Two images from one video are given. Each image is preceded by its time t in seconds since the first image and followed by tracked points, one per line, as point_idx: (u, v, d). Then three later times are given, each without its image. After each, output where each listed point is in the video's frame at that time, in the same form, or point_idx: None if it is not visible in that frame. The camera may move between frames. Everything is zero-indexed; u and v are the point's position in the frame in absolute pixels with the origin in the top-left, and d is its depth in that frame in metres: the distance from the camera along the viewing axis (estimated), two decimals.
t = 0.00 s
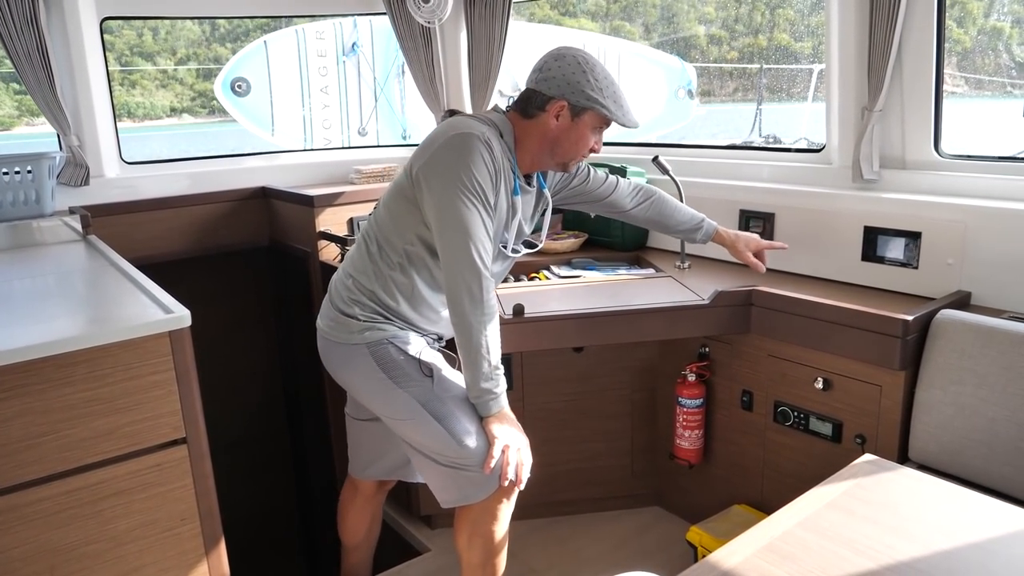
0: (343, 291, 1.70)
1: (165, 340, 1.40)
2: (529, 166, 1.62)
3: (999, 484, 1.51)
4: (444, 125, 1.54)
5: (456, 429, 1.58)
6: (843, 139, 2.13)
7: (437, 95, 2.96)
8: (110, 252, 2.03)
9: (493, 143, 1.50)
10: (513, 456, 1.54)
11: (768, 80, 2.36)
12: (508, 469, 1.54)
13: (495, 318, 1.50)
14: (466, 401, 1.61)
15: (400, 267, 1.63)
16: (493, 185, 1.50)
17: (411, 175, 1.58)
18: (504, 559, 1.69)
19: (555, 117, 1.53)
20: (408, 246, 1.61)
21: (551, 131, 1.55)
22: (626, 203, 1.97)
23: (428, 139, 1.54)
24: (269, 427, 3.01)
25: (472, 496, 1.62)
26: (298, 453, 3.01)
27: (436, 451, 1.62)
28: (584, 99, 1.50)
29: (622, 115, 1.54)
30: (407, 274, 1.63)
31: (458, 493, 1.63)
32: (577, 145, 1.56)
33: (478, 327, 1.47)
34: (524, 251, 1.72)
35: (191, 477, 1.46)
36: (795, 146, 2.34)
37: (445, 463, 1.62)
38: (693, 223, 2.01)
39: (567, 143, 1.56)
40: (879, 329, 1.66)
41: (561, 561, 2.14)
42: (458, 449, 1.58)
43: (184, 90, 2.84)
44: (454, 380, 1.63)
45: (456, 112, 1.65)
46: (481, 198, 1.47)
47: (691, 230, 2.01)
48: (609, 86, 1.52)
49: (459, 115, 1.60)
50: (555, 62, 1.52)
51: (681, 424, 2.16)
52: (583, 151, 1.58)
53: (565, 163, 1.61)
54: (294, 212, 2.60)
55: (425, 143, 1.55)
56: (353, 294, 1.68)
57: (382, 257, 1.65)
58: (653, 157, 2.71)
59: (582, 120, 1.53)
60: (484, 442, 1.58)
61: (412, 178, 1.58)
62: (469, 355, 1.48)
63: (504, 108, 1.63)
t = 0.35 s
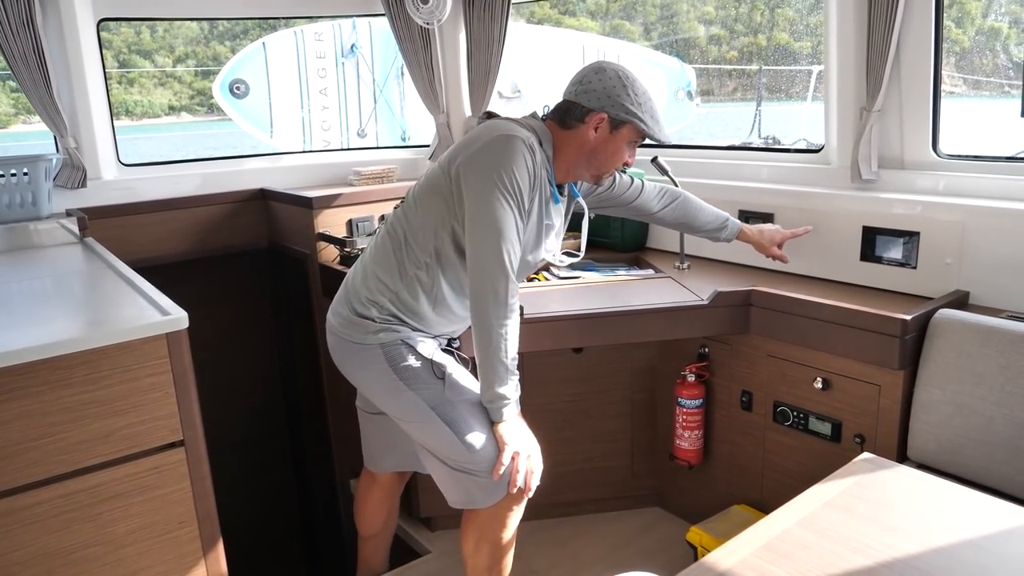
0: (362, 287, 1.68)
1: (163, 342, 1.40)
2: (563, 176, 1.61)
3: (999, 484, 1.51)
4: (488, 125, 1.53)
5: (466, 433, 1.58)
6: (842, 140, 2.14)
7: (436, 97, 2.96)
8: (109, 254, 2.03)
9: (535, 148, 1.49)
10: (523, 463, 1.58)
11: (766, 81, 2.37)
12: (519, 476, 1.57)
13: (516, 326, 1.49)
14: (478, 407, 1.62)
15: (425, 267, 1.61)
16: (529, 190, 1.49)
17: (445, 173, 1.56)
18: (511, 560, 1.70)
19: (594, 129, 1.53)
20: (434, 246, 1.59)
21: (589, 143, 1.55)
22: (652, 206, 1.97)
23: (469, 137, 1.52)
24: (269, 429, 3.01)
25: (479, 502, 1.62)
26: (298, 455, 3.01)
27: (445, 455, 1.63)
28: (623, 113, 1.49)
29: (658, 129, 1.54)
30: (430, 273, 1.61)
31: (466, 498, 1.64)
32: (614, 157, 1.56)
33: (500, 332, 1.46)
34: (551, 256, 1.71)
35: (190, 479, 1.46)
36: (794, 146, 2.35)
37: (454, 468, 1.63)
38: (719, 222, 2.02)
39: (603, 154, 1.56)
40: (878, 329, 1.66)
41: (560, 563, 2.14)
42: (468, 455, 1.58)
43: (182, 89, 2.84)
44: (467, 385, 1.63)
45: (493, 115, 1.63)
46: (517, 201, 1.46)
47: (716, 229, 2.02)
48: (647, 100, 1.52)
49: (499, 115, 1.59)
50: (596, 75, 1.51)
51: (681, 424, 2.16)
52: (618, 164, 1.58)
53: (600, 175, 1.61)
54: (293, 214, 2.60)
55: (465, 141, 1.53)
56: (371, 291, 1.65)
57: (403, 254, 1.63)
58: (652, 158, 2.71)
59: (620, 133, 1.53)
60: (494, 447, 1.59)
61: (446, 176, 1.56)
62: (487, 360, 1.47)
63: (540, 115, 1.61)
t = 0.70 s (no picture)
0: (360, 286, 1.67)
1: (148, 344, 1.38)
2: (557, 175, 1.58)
3: (985, 481, 1.52)
4: (498, 128, 1.53)
5: (456, 437, 1.58)
6: (828, 140, 2.15)
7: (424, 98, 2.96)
8: (94, 256, 2.01)
9: (542, 153, 1.50)
10: (513, 469, 1.59)
11: (753, 82, 2.38)
12: (508, 482, 1.59)
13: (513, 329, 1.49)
14: (469, 409, 1.61)
15: (424, 267, 1.60)
16: (534, 195, 1.49)
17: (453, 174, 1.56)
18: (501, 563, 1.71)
19: (577, 117, 1.56)
20: (436, 247, 1.58)
21: (573, 132, 1.56)
22: (650, 213, 1.99)
23: (479, 139, 1.52)
24: (257, 432, 2.99)
25: (469, 506, 1.62)
26: (286, 458, 3.00)
27: (434, 458, 1.63)
28: (600, 94, 1.52)
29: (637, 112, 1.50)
30: (429, 274, 1.60)
31: (452, 501, 1.64)
32: (594, 142, 1.53)
33: (496, 335, 1.46)
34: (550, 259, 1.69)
35: (176, 483, 1.45)
36: (781, 147, 2.36)
37: (443, 470, 1.63)
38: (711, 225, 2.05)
39: (585, 141, 1.54)
40: (865, 328, 1.67)
41: (550, 564, 2.14)
42: (457, 458, 1.58)
43: (168, 88, 2.82)
44: (459, 387, 1.63)
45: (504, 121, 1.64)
46: (521, 205, 1.46)
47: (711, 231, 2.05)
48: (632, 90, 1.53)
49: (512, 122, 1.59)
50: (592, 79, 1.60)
51: (670, 424, 2.16)
52: (601, 152, 1.53)
53: (589, 167, 1.55)
54: (280, 216, 2.58)
55: (475, 143, 1.53)
56: (369, 290, 1.64)
57: (403, 253, 1.62)
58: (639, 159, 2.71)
59: (600, 117, 1.52)
60: (483, 451, 1.59)
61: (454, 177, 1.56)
62: (482, 361, 1.47)
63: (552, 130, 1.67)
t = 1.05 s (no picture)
0: (354, 285, 1.66)
1: (146, 341, 1.38)
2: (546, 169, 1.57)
3: (984, 481, 1.52)
4: (489, 123, 1.53)
5: (457, 435, 1.57)
6: (828, 139, 2.15)
7: (423, 96, 2.95)
8: (92, 254, 2.01)
9: (535, 149, 1.50)
10: (514, 465, 1.58)
11: (752, 81, 2.37)
12: (509, 478, 1.58)
13: (512, 325, 1.48)
14: (470, 407, 1.61)
15: (419, 265, 1.59)
16: (528, 191, 1.49)
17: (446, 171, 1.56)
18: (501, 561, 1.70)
19: (571, 113, 1.55)
20: (431, 245, 1.58)
21: (565, 128, 1.55)
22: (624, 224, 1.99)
23: (470, 135, 1.52)
24: (256, 430, 2.99)
25: (470, 503, 1.62)
26: (284, 456, 2.99)
27: (436, 456, 1.62)
28: (594, 90, 1.50)
29: (626, 110, 1.47)
30: (423, 271, 1.60)
31: (455, 498, 1.64)
32: (583, 138, 1.51)
33: (495, 334, 1.46)
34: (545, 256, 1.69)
35: (174, 481, 1.44)
36: (781, 146, 2.36)
37: (445, 468, 1.62)
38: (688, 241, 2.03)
39: (574, 137, 1.52)
40: (864, 327, 1.67)
41: (547, 562, 2.14)
42: (458, 456, 1.58)
43: (167, 87, 2.82)
44: (458, 385, 1.62)
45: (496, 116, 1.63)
46: (515, 201, 1.46)
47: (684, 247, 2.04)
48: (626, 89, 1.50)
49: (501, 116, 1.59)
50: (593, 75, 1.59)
51: (669, 423, 2.16)
52: (589, 149, 1.51)
53: (577, 165, 1.53)
54: (279, 213, 2.58)
55: (466, 140, 1.53)
56: (364, 289, 1.63)
57: (397, 253, 1.61)
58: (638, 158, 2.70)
59: (591, 114, 1.51)
60: (485, 448, 1.58)
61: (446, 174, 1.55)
62: (482, 358, 1.46)
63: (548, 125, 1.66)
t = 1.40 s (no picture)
0: (329, 287, 1.66)
1: (145, 334, 1.37)
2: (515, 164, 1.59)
3: (983, 477, 1.52)
4: (438, 115, 1.52)
5: (441, 430, 1.56)
6: (831, 134, 2.14)
7: (423, 89, 2.94)
8: (92, 245, 2.00)
9: (487, 137, 1.49)
10: (499, 457, 1.56)
11: (753, 77, 2.36)
12: (494, 470, 1.56)
13: (485, 313, 1.48)
14: (453, 401, 1.59)
15: (390, 262, 1.59)
16: (486, 179, 1.49)
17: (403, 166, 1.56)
18: (487, 562, 1.67)
19: (539, 112, 1.52)
20: (398, 241, 1.58)
21: (535, 127, 1.54)
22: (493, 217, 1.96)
23: (420, 129, 1.52)
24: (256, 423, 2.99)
25: (456, 496, 1.61)
26: (283, 450, 2.99)
27: (422, 450, 1.62)
28: (567, 98, 1.48)
29: (604, 123, 1.49)
30: (393, 267, 1.60)
31: (443, 492, 1.63)
32: (558, 144, 1.53)
33: (467, 324, 1.45)
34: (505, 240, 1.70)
35: (173, 473, 1.44)
36: (781, 142, 2.35)
37: (432, 462, 1.62)
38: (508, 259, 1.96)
39: (548, 141, 1.54)
40: (865, 322, 1.66)
41: (546, 556, 2.14)
42: (443, 450, 1.57)
43: (166, 86, 2.82)
44: (440, 379, 1.61)
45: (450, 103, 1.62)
46: (473, 192, 1.46)
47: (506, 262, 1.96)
48: (600, 92, 1.49)
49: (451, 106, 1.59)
50: (557, 57, 1.51)
51: (669, 417, 2.15)
52: (564, 154, 1.55)
53: (552, 166, 1.58)
54: (278, 205, 2.57)
55: (417, 135, 1.52)
56: (339, 289, 1.64)
57: (368, 252, 1.61)
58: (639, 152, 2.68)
59: (564, 120, 1.51)
60: (469, 442, 1.57)
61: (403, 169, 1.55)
62: (457, 351, 1.46)
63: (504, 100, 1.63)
